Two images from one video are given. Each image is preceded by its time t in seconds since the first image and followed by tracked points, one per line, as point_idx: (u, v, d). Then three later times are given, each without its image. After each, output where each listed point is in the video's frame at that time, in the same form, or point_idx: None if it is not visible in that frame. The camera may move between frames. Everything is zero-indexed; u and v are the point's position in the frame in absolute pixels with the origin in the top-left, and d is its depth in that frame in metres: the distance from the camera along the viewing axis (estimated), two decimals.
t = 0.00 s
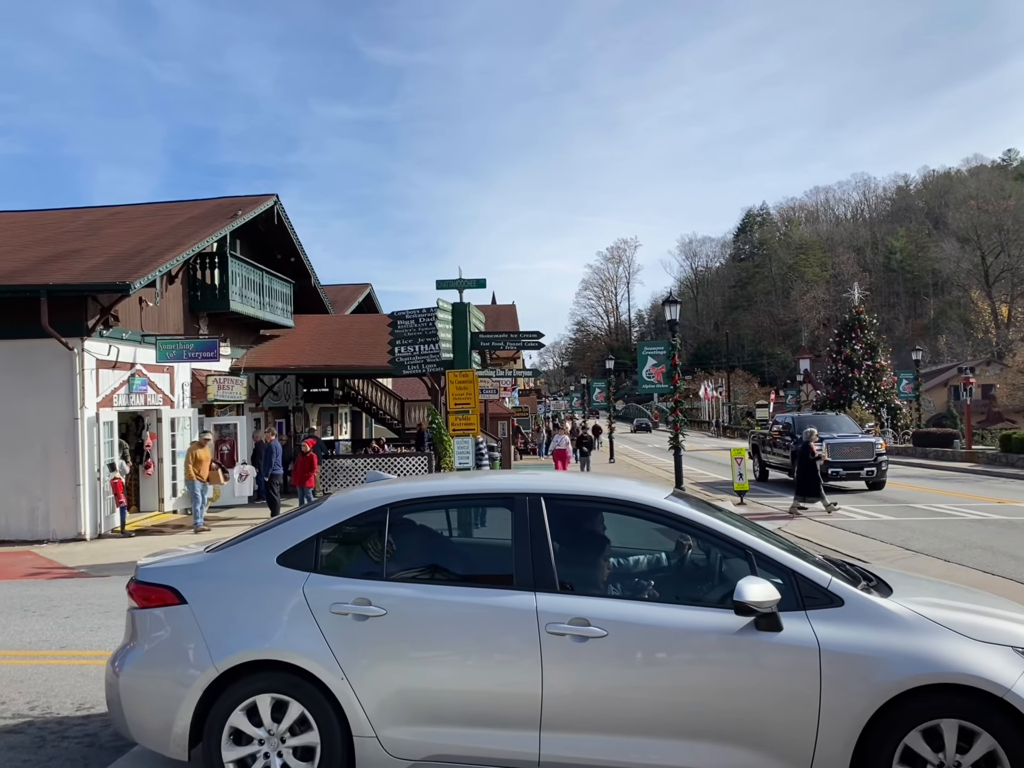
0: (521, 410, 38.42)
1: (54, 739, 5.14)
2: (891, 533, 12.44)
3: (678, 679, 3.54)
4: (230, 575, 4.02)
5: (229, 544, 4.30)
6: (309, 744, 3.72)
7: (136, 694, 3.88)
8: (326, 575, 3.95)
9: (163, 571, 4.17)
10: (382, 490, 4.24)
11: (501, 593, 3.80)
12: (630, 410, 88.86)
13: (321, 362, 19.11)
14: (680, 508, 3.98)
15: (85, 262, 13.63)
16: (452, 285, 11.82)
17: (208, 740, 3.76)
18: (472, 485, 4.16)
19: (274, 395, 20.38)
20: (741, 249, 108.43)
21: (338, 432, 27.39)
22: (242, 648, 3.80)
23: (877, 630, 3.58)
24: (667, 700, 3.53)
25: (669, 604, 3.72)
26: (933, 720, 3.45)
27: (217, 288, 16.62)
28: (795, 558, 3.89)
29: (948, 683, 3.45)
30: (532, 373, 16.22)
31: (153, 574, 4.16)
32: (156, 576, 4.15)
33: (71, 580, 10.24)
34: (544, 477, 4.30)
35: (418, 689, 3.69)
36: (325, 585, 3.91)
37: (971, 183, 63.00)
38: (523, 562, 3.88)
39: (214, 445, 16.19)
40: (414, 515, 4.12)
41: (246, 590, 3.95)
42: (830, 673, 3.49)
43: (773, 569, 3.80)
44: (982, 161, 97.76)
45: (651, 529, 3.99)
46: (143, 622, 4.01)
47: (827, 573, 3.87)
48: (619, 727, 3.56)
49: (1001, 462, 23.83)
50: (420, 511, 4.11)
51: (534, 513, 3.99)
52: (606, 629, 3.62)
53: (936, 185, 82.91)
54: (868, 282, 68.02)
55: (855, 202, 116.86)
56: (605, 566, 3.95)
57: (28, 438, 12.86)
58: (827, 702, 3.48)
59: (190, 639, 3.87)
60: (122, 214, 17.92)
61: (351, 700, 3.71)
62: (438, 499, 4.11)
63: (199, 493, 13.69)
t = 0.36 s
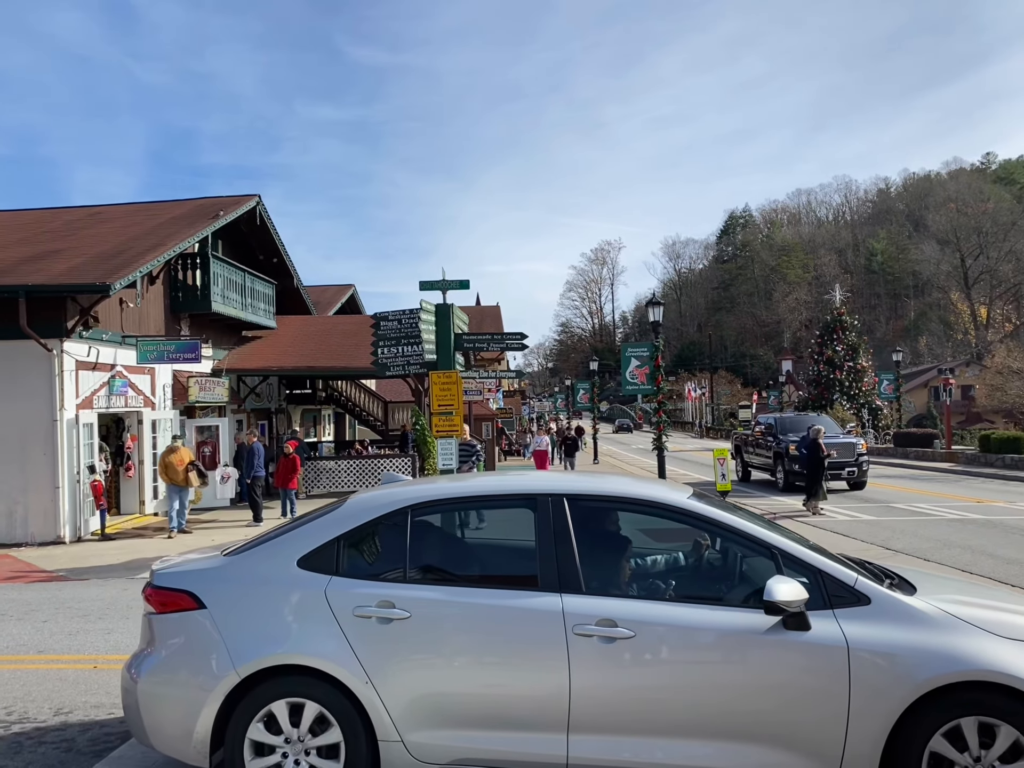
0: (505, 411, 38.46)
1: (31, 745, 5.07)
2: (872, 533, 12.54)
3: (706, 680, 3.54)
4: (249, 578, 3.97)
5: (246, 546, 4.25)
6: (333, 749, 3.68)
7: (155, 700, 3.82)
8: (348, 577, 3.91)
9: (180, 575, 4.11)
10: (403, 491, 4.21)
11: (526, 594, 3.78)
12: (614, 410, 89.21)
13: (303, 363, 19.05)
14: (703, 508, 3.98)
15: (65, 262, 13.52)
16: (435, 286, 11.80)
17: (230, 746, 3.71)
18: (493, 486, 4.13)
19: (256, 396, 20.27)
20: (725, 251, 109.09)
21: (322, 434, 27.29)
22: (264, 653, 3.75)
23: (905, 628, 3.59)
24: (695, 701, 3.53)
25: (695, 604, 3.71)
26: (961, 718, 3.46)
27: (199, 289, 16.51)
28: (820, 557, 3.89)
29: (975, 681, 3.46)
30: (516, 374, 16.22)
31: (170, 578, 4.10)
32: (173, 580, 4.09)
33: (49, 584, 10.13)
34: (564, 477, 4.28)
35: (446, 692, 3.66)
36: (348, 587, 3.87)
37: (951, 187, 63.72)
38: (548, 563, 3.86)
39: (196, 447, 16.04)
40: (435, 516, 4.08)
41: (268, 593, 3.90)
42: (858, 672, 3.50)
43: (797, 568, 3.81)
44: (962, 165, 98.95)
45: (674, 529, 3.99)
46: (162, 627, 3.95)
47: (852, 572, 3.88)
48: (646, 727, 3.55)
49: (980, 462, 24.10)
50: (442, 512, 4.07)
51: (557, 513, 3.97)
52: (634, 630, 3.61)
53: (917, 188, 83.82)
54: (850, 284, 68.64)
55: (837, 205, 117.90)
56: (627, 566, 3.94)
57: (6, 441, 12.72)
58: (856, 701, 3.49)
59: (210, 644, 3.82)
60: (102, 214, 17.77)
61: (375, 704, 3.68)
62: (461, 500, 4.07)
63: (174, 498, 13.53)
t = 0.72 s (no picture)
0: (491, 412, 38.49)
1: (12, 750, 5.02)
2: (856, 533, 12.64)
3: (729, 680, 3.54)
4: (268, 581, 3.94)
5: (263, 549, 4.23)
6: (356, 751, 3.65)
7: (173, 705, 3.78)
8: (369, 579, 3.89)
9: (197, 579, 4.07)
10: (421, 493, 4.19)
11: (550, 596, 3.76)
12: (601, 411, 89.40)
13: (288, 365, 18.97)
14: (723, 508, 3.99)
15: (48, 263, 13.42)
16: (422, 288, 11.79)
17: (251, 750, 3.67)
18: (512, 487, 4.12)
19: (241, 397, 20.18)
20: (711, 253, 109.59)
21: (307, 435, 27.22)
22: (285, 656, 3.72)
23: (928, 626, 3.61)
24: (718, 702, 3.53)
25: (718, 604, 3.72)
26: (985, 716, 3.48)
27: (184, 290, 16.43)
28: (842, 557, 3.91)
29: (998, 680, 3.49)
30: (503, 376, 16.25)
31: (187, 582, 4.06)
32: (190, 583, 4.06)
33: (32, 588, 10.03)
34: (581, 478, 4.29)
35: (470, 694, 3.64)
36: (369, 590, 3.84)
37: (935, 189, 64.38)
38: (570, 565, 3.84)
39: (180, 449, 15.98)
40: (455, 516, 4.08)
41: (288, 596, 3.87)
42: (883, 672, 3.51)
43: (819, 567, 3.82)
44: (945, 168, 100.13)
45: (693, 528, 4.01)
46: (180, 631, 3.92)
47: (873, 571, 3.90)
48: (669, 728, 3.55)
49: (962, 462, 24.35)
50: (462, 515, 4.06)
51: (579, 515, 3.96)
52: (659, 630, 3.61)
53: (901, 190, 84.54)
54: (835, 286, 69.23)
55: (822, 207, 118.80)
56: (646, 567, 3.94)
57: None
58: (881, 700, 3.50)
59: (229, 648, 3.79)
60: (86, 215, 17.64)
61: (398, 707, 3.66)
62: (481, 501, 4.06)
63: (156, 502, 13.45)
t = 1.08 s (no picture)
0: (482, 413, 38.38)
1: None
2: (845, 534, 12.67)
3: (755, 682, 3.53)
4: (289, 585, 3.91)
5: (283, 552, 4.20)
6: (380, 754, 3.62)
7: (195, 710, 3.75)
8: (392, 582, 3.86)
9: (216, 583, 4.03)
10: (442, 495, 4.16)
11: (575, 598, 3.74)
12: (591, 412, 89.68)
13: (277, 367, 18.88)
14: (746, 509, 3.98)
15: (35, 264, 13.32)
16: (411, 290, 11.75)
17: (274, 755, 3.64)
18: (534, 488, 4.09)
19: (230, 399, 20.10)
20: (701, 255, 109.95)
21: (297, 437, 27.14)
22: (309, 659, 3.69)
23: (954, 626, 3.61)
24: (744, 703, 3.53)
25: (743, 605, 3.71)
26: (1011, 716, 3.48)
27: (172, 291, 16.36)
28: (866, 556, 3.91)
29: None
30: (493, 377, 16.24)
31: (206, 586, 4.02)
32: (210, 587, 4.02)
33: (18, 591, 9.96)
34: (601, 480, 4.27)
35: (496, 697, 3.61)
36: (393, 592, 3.81)
37: (922, 192, 64.81)
38: (594, 567, 3.82)
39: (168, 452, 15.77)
40: (477, 519, 4.05)
41: (311, 600, 3.84)
42: (910, 672, 3.51)
43: (845, 568, 3.81)
44: (933, 171, 100.74)
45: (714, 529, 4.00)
46: (200, 636, 3.88)
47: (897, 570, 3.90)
48: (694, 730, 3.54)
49: (950, 463, 24.48)
50: (484, 516, 4.03)
51: (602, 516, 3.94)
52: (685, 631, 3.59)
53: (889, 193, 84.99)
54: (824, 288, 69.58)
55: (811, 209, 119.36)
56: (669, 568, 3.93)
57: None
58: (908, 700, 3.50)
59: (251, 652, 3.76)
60: (73, 216, 17.53)
61: (423, 710, 3.63)
62: (504, 502, 4.03)
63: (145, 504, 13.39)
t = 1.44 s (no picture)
0: (478, 416, 38.35)
1: None
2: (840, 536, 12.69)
3: (785, 683, 3.53)
4: (315, 587, 3.88)
5: (307, 554, 4.17)
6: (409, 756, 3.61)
7: (222, 713, 3.73)
8: (419, 584, 3.84)
9: (241, 586, 4.01)
10: (467, 496, 4.15)
11: (605, 599, 3.73)
12: (587, 415, 89.73)
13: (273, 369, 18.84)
14: (772, 509, 3.97)
15: (29, 266, 13.28)
16: (406, 291, 11.75)
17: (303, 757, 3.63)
18: (560, 489, 4.08)
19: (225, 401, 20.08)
20: (696, 257, 110.17)
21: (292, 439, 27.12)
22: (337, 661, 3.67)
23: (986, 626, 3.60)
24: (775, 704, 3.53)
25: (772, 607, 3.69)
26: None
27: (166, 293, 16.35)
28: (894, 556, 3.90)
29: None
30: (488, 379, 16.26)
31: (231, 589, 4.00)
32: (235, 590, 4.00)
33: (11, 594, 9.92)
34: (624, 480, 4.25)
35: (527, 699, 3.60)
36: (420, 594, 3.80)
37: (917, 195, 65.07)
38: (622, 568, 3.81)
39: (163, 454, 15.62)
40: (504, 520, 4.04)
41: (338, 602, 3.82)
42: (943, 672, 3.50)
43: (874, 569, 3.79)
44: (927, 175, 101.16)
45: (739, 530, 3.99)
46: (226, 639, 3.86)
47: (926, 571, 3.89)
48: (725, 732, 3.53)
49: (944, 466, 24.55)
50: (511, 517, 4.02)
51: (628, 517, 3.93)
52: (716, 633, 3.58)
53: (883, 195, 85.29)
54: (819, 290, 69.76)
55: (806, 212, 119.76)
56: (693, 568, 3.92)
57: None
58: (940, 699, 3.49)
59: (278, 655, 3.74)
60: (69, 217, 17.49)
61: (453, 713, 3.61)
62: (530, 503, 4.02)
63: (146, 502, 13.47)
